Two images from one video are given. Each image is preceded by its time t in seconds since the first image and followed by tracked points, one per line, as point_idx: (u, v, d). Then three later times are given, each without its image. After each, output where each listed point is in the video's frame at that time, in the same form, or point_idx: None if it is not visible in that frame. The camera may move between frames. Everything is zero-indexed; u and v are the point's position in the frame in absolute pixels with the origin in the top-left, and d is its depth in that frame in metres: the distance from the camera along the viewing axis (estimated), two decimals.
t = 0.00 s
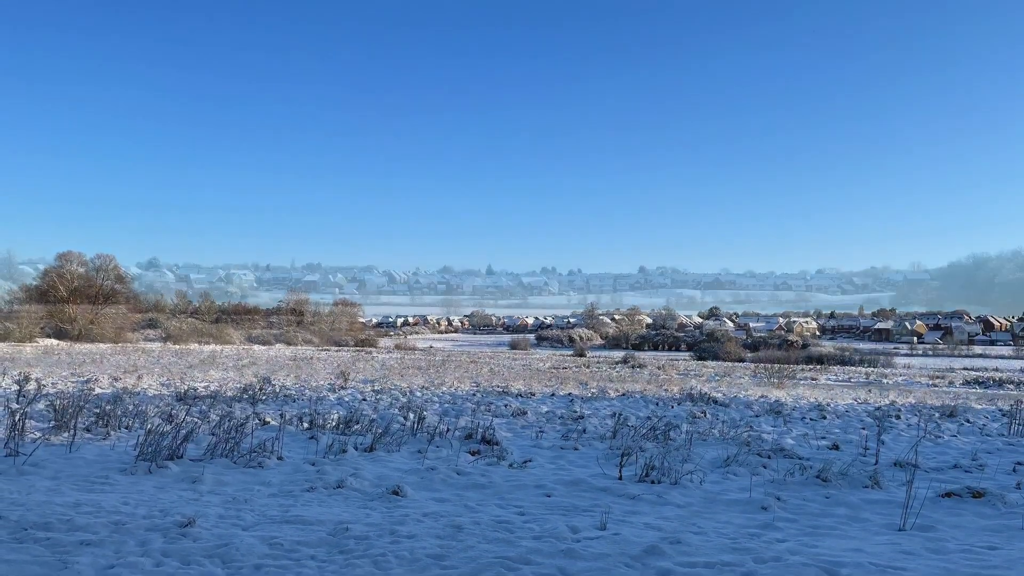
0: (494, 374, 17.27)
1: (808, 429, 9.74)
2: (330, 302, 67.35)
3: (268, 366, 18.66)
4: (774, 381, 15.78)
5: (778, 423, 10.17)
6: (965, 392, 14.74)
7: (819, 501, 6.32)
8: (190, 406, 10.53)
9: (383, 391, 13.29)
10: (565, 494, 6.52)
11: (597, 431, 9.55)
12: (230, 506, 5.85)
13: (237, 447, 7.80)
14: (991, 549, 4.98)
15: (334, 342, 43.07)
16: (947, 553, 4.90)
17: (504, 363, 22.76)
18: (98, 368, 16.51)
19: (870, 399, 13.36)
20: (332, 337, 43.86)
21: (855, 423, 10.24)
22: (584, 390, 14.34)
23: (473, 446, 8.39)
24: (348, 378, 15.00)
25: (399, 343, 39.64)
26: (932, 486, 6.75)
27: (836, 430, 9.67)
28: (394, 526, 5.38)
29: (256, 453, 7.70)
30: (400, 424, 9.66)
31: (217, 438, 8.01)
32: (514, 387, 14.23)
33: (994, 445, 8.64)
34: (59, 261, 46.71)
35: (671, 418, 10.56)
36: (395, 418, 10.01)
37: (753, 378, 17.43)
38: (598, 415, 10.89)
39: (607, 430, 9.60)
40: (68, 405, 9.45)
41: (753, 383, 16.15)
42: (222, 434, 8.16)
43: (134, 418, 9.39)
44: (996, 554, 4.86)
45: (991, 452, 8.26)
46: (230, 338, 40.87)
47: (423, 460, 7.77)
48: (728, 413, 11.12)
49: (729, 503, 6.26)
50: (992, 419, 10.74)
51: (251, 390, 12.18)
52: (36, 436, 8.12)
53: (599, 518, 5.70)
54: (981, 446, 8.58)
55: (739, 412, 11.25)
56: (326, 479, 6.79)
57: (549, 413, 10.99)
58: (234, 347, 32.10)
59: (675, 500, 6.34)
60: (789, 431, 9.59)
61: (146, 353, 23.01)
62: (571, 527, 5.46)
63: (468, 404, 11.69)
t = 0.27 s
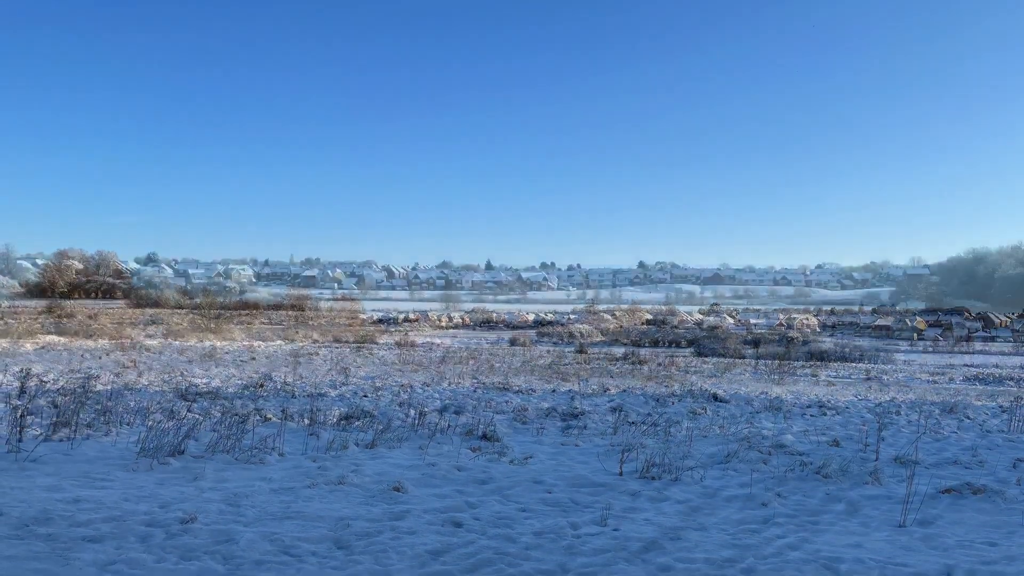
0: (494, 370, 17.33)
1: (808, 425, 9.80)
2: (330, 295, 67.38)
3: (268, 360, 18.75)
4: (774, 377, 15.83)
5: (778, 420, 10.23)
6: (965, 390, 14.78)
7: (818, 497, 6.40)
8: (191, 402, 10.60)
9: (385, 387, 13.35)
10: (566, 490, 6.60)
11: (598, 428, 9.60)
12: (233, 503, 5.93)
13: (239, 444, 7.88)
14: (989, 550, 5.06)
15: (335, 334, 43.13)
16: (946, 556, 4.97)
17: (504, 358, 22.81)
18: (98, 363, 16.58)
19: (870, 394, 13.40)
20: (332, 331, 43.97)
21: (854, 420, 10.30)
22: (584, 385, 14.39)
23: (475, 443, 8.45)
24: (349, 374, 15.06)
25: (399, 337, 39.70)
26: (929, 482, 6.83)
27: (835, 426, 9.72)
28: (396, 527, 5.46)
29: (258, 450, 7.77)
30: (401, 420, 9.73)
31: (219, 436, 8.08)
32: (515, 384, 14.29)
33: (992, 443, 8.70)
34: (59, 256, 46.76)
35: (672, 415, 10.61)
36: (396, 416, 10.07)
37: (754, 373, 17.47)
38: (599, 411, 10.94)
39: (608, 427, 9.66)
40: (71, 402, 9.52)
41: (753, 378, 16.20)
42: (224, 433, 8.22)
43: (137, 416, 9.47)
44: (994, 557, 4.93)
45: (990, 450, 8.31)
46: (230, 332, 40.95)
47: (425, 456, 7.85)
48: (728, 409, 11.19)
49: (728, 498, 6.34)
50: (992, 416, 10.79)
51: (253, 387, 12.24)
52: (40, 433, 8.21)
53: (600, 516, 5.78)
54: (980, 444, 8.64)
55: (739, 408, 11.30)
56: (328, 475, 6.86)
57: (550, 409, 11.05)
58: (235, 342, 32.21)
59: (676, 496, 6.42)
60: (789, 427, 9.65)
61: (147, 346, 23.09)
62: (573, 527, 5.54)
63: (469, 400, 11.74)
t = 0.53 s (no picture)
0: (494, 356, 17.35)
1: (807, 418, 9.88)
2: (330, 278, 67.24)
3: (269, 347, 18.78)
4: (775, 361, 15.91)
5: (777, 413, 10.32)
6: (966, 364, 14.77)
7: (813, 525, 6.42)
8: (194, 408, 10.67)
9: (386, 381, 13.41)
10: (562, 515, 6.61)
11: (599, 427, 9.70)
12: (229, 532, 5.95)
13: (244, 463, 7.99)
14: None
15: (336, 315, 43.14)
16: None
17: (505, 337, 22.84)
18: (99, 354, 16.59)
19: (870, 375, 13.49)
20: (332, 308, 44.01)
21: (853, 410, 10.30)
22: (584, 374, 14.40)
23: (477, 449, 8.56)
24: (350, 368, 15.10)
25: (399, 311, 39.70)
26: (925, 500, 6.83)
27: (833, 418, 9.81)
28: (390, 566, 5.48)
29: (263, 467, 7.85)
30: (399, 426, 9.74)
31: (225, 458, 8.17)
32: (516, 375, 14.36)
33: (991, 436, 8.69)
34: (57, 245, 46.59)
35: (671, 410, 10.71)
36: (399, 419, 10.15)
37: (754, 353, 17.47)
38: (599, 404, 11.02)
39: (608, 426, 9.75)
40: (75, 412, 9.59)
41: (754, 361, 16.22)
42: (229, 455, 8.31)
43: (141, 427, 9.53)
44: None
45: (989, 445, 8.31)
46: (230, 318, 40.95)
47: (428, 463, 7.95)
48: (727, 403, 11.20)
49: (724, 529, 6.36)
50: (990, 400, 10.88)
51: (255, 389, 12.30)
52: (37, 447, 8.23)
53: (596, 555, 5.79)
54: (979, 437, 8.63)
55: (739, 399, 11.39)
56: (325, 495, 6.88)
57: (551, 401, 11.12)
58: (234, 315, 32.25)
59: (672, 525, 6.43)
60: (788, 420, 9.74)
61: (149, 329, 23.14)
62: (568, 568, 5.56)
63: (471, 394, 11.80)
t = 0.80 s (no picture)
0: (493, 351, 17.28)
1: (807, 413, 9.83)
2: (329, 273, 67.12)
3: (267, 342, 18.71)
4: (775, 356, 15.87)
5: (778, 408, 10.27)
6: (966, 359, 14.74)
7: (814, 520, 6.37)
8: (192, 403, 10.61)
9: (386, 376, 13.35)
10: (561, 511, 6.56)
11: (598, 423, 9.65)
12: (227, 527, 5.90)
13: (242, 459, 7.92)
14: None
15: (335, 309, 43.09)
16: None
17: (504, 332, 22.80)
18: (97, 349, 16.51)
19: (870, 369, 13.44)
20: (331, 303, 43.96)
21: (853, 405, 10.25)
22: (583, 369, 14.33)
23: (476, 445, 8.50)
24: (349, 363, 15.04)
25: (398, 306, 39.66)
26: (925, 495, 6.78)
27: (834, 413, 9.76)
28: (389, 562, 5.43)
29: (261, 462, 7.79)
30: (397, 422, 9.68)
31: (222, 454, 8.11)
32: (516, 370, 14.31)
33: (992, 430, 8.63)
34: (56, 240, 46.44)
35: (671, 405, 10.66)
36: (398, 414, 10.10)
37: (753, 349, 17.42)
38: (599, 399, 10.97)
39: (608, 422, 9.71)
40: (72, 406, 9.52)
41: (753, 357, 16.18)
42: (226, 450, 8.25)
43: (139, 422, 9.47)
44: None
45: (990, 440, 8.25)
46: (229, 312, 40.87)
47: (426, 458, 7.89)
48: (726, 398, 11.14)
49: (724, 525, 6.31)
50: (991, 394, 10.84)
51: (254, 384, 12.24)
52: (34, 443, 8.16)
53: (595, 551, 5.74)
54: (979, 432, 8.57)
55: (739, 394, 11.35)
56: (323, 490, 6.82)
57: (551, 396, 11.06)
58: (233, 309, 32.18)
59: (672, 521, 6.38)
60: (789, 415, 9.69)
61: (147, 324, 23.05)
62: (567, 564, 5.51)
63: (470, 390, 11.74)
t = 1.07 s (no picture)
0: (493, 346, 17.24)
1: (807, 408, 9.81)
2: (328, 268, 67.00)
3: (266, 337, 18.67)
4: (775, 351, 15.86)
5: (778, 404, 10.24)
6: (966, 354, 14.72)
7: (814, 516, 6.35)
8: (191, 399, 10.58)
9: (385, 372, 13.31)
10: (560, 507, 6.54)
11: (598, 418, 9.62)
12: (226, 523, 5.87)
13: (241, 454, 7.89)
14: None
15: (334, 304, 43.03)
16: None
17: (503, 327, 22.77)
18: (96, 344, 16.45)
19: (870, 365, 13.42)
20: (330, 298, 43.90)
21: (853, 401, 10.23)
22: (583, 364, 14.30)
23: (475, 440, 8.48)
24: (349, 358, 15.01)
25: (397, 301, 39.12)
26: (925, 491, 6.77)
27: (833, 408, 9.73)
28: (387, 558, 5.40)
29: (260, 458, 7.76)
30: (396, 417, 9.65)
31: (221, 449, 8.08)
32: (516, 365, 14.28)
33: (992, 426, 8.62)
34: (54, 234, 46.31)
35: (671, 401, 10.63)
36: (397, 410, 10.07)
37: (753, 344, 17.38)
38: (598, 394, 10.94)
39: (607, 417, 9.68)
40: (70, 402, 9.48)
41: (752, 352, 16.17)
42: (225, 446, 8.22)
43: (138, 417, 9.43)
44: None
45: (989, 435, 8.24)
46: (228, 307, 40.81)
47: (426, 454, 7.86)
48: (726, 394, 11.12)
49: (723, 520, 6.29)
50: (991, 389, 10.82)
51: (253, 379, 12.20)
52: (32, 438, 8.13)
53: (594, 546, 5.72)
54: (979, 428, 8.56)
55: (739, 389, 11.33)
56: (323, 485, 6.80)
57: (550, 391, 11.04)
58: (232, 305, 32.11)
59: (671, 516, 6.36)
60: (789, 411, 9.67)
61: (145, 319, 22.99)
62: (566, 560, 5.49)
63: (470, 385, 11.71)
